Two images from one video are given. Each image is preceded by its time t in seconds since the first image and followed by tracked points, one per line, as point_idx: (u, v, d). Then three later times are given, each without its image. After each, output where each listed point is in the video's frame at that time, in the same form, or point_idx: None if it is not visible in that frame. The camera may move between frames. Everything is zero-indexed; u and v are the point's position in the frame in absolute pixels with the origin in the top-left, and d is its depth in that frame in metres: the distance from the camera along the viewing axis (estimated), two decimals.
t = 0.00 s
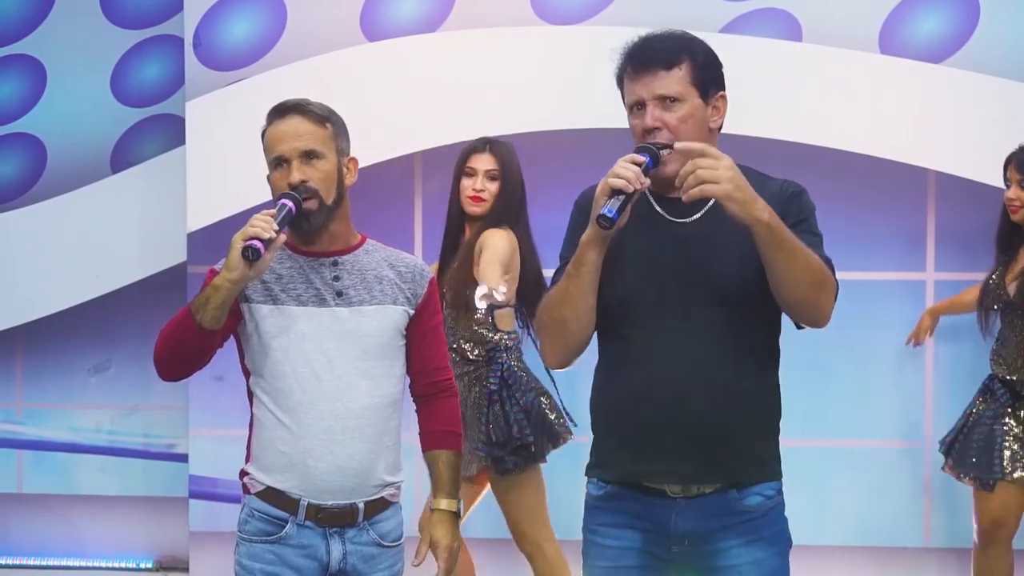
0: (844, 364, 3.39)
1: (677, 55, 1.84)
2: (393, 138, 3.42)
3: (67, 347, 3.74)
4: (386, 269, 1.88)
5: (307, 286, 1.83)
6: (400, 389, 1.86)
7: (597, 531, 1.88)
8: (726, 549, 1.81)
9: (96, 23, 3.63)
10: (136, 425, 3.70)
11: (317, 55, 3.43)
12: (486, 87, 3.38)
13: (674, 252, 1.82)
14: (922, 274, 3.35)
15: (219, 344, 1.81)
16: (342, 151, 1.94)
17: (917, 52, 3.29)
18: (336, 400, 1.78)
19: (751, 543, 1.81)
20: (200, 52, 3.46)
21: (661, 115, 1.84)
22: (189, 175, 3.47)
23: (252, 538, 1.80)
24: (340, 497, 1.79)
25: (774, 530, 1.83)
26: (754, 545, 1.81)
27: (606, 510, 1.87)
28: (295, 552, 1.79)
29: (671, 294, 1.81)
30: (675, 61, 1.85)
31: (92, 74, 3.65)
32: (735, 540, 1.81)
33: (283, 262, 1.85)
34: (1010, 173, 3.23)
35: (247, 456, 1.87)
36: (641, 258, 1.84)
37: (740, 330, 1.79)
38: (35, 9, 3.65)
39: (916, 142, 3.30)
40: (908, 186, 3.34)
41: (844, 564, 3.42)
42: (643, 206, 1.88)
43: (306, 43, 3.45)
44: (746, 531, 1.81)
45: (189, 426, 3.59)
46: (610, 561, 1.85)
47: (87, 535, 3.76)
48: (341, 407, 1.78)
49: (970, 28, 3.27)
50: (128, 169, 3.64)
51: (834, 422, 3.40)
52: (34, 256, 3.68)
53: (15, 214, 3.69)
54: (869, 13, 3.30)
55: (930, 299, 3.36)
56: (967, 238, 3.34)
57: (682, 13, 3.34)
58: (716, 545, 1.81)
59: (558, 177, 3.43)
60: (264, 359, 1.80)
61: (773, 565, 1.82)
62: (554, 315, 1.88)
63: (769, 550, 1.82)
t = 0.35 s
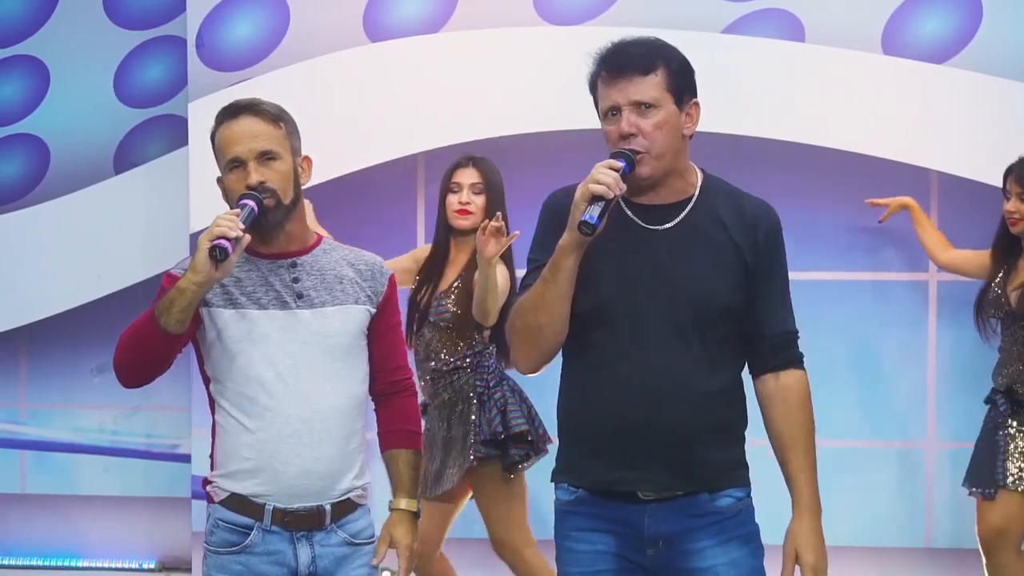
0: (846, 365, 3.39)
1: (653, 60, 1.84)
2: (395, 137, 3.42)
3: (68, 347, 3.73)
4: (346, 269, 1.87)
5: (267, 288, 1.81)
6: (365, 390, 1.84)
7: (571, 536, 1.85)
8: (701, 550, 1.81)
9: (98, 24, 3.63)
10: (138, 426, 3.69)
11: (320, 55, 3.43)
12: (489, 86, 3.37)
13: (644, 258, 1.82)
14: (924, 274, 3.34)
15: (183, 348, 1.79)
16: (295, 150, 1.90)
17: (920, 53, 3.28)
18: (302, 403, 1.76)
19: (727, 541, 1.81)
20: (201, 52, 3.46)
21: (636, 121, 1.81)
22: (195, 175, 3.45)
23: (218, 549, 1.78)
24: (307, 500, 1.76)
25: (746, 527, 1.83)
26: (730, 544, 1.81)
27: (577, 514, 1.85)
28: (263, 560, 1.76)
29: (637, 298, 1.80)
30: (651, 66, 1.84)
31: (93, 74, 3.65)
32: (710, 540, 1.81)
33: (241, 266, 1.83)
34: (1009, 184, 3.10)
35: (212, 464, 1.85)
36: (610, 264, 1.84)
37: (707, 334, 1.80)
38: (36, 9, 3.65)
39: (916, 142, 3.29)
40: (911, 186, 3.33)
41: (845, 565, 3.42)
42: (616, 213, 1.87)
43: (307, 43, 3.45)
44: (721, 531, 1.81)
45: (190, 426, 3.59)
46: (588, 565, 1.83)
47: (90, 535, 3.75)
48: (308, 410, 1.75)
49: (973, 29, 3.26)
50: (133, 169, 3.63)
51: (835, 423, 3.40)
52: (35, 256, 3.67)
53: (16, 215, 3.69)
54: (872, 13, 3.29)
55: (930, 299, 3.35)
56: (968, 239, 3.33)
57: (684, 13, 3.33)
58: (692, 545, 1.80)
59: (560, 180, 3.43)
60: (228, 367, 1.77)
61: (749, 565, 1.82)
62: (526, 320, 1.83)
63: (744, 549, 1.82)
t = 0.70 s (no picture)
0: (847, 366, 3.38)
1: (650, 58, 1.84)
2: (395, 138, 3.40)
3: (70, 347, 3.74)
4: (323, 267, 1.83)
5: (243, 287, 1.78)
6: (343, 389, 1.81)
7: (572, 535, 1.85)
8: (704, 543, 1.82)
9: (99, 24, 3.63)
10: (139, 426, 3.68)
11: (322, 55, 3.42)
12: (490, 87, 3.37)
13: (635, 255, 1.80)
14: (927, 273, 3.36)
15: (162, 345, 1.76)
16: (280, 148, 1.88)
17: (921, 53, 3.28)
18: (277, 404, 1.72)
19: (727, 534, 1.82)
20: (203, 53, 3.45)
21: (633, 118, 1.81)
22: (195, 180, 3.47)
23: (203, 552, 1.76)
24: (285, 501, 1.73)
25: (745, 521, 1.85)
26: (731, 537, 1.83)
27: (575, 513, 1.85)
28: (246, 562, 1.74)
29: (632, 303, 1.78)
30: (648, 63, 1.84)
31: (93, 74, 3.64)
32: (711, 533, 1.82)
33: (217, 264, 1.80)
34: (955, 183, 3.14)
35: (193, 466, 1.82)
36: (602, 263, 1.81)
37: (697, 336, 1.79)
38: (38, 10, 3.66)
39: (916, 142, 3.28)
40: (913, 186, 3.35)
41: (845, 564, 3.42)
42: (613, 208, 1.85)
43: (307, 44, 3.45)
44: (721, 524, 1.82)
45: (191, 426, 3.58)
46: (591, 563, 1.83)
47: (93, 535, 3.76)
48: (283, 411, 1.72)
49: (974, 29, 3.26)
50: (134, 169, 3.62)
51: (837, 423, 3.39)
52: (36, 256, 3.67)
53: (17, 215, 3.69)
54: (872, 13, 3.29)
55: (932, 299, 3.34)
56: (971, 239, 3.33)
57: (686, 13, 3.33)
58: (694, 540, 1.82)
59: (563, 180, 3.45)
60: (202, 371, 1.74)
61: (750, 557, 1.83)
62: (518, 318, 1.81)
63: (744, 542, 1.83)
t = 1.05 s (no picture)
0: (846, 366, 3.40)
1: (664, 76, 1.86)
2: (395, 138, 3.41)
3: (71, 347, 3.73)
4: (322, 270, 1.84)
5: (238, 287, 1.78)
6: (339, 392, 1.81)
7: (579, 534, 1.86)
8: (711, 541, 1.85)
9: (99, 24, 3.63)
10: (140, 426, 3.68)
11: (323, 55, 3.42)
12: (490, 87, 3.37)
13: (639, 260, 1.84)
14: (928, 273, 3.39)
15: (156, 341, 1.79)
16: (285, 152, 1.90)
17: (921, 54, 3.28)
18: (270, 406, 1.73)
19: (733, 534, 1.85)
20: (205, 54, 3.45)
21: (644, 136, 1.83)
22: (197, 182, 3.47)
23: (194, 555, 1.79)
24: (275, 506, 1.74)
25: (750, 522, 1.88)
26: (737, 536, 1.85)
27: (584, 511, 1.86)
28: (234, 567, 1.76)
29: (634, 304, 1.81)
30: (662, 81, 1.86)
31: (94, 75, 3.65)
32: (717, 531, 1.85)
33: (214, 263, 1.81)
34: (909, 184, 3.25)
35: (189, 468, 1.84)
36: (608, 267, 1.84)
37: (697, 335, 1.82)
38: (39, 10, 3.66)
39: (916, 143, 3.28)
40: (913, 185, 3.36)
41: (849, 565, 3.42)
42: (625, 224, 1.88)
43: (307, 43, 3.45)
44: (728, 523, 1.85)
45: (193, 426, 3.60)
46: (597, 563, 1.84)
47: (94, 535, 3.77)
48: (274, 412, 1.73)
49: (975, 29, 3.26)
50: (135, 169, 3.62)
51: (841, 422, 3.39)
52: (37, 256, 3.68)
53: (17, 215, 3.69)
54: (873, 13, 3.29)
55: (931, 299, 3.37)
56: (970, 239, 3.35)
57: (686, 13, 3.33)
58: (701, 538, 1.85)
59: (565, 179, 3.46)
60: (194, 371, 1.75)
61: (755, 556, 1.86)
62: (531, 336, 1.82)
63: (750, 540, 1.86)
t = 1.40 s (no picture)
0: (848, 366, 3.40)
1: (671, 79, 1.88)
2: (395, 138, 3.39)
3: (72, 347, 3.73)
4: (343, 275, 1.85)
5: (259, 289, 1.81)
6: (354, 400, 1.82)
7: (581, 531, 1.91)
8: (713, 542, 1.88)
9: (99, 24, 3.63)
10: (141, 426, 3.68)
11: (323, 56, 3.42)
12: (490, 86, 3.37)
13: (656, 265, 1.88)
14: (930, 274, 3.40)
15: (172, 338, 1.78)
16: (310, 151, 1.91)
17: (922, 53, 3.28)
18: (285, 413, 1.75)
19: (734, 536, 1.89)
20: (206, 54, 3.45)
21: (648, 140, 1.86)
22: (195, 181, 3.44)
23: (206, 564, 1.82)
24: (290, 513, 1.77)
25: (754, 524, 1.91)
26: (738, 538, 1.89)
27: (585, 510, 1.91)
28: None
29: (642, 307, 1.85)
30: (668, 84, 1.88)
31: (94, 75, 3.65)
32: (720, 534, 1.88)
33: (236, 262, 1.83)
34: (885, 174, 3.27)
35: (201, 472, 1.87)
36: (618, 268, 1.88)
37: (707, 341, 1.86)
38: (40, 10, 3.66)
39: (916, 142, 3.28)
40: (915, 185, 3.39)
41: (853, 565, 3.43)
42: (636, 226, 1.91)
43: (308, 44, 3.45)
44: (730, 525, 1.88)
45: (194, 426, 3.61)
46: (599, 559, 1.90)
47: (96, 534, 3.77)
48: (288, 418, 1.75)
49: (974, 30, 3.27)
50: (135, 169, 3.62)
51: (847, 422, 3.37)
52: (38, 257, 3.68)
53: (17, 216, 3.69)
54: (873, 13, 3.29)
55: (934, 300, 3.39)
56: (972, 238, 3.38)
57: (686, 13, 3.33)
58: (703, 538, 1.88)
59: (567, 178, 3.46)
60: (210, 374, 1.78)
61: (757, 558, 1.90)
62: (531, 332, 1.86)
63: (752, 542, 1.90)
